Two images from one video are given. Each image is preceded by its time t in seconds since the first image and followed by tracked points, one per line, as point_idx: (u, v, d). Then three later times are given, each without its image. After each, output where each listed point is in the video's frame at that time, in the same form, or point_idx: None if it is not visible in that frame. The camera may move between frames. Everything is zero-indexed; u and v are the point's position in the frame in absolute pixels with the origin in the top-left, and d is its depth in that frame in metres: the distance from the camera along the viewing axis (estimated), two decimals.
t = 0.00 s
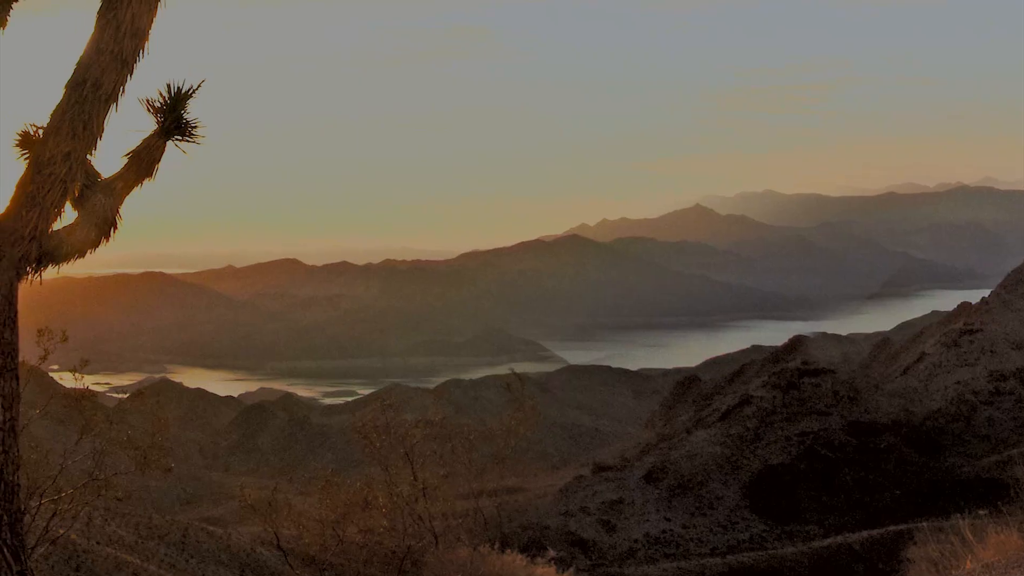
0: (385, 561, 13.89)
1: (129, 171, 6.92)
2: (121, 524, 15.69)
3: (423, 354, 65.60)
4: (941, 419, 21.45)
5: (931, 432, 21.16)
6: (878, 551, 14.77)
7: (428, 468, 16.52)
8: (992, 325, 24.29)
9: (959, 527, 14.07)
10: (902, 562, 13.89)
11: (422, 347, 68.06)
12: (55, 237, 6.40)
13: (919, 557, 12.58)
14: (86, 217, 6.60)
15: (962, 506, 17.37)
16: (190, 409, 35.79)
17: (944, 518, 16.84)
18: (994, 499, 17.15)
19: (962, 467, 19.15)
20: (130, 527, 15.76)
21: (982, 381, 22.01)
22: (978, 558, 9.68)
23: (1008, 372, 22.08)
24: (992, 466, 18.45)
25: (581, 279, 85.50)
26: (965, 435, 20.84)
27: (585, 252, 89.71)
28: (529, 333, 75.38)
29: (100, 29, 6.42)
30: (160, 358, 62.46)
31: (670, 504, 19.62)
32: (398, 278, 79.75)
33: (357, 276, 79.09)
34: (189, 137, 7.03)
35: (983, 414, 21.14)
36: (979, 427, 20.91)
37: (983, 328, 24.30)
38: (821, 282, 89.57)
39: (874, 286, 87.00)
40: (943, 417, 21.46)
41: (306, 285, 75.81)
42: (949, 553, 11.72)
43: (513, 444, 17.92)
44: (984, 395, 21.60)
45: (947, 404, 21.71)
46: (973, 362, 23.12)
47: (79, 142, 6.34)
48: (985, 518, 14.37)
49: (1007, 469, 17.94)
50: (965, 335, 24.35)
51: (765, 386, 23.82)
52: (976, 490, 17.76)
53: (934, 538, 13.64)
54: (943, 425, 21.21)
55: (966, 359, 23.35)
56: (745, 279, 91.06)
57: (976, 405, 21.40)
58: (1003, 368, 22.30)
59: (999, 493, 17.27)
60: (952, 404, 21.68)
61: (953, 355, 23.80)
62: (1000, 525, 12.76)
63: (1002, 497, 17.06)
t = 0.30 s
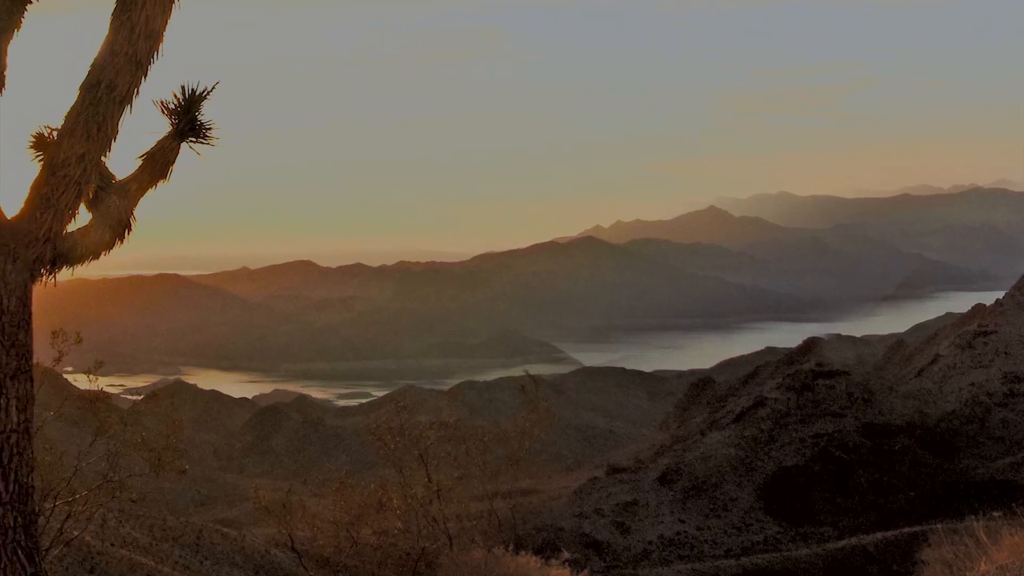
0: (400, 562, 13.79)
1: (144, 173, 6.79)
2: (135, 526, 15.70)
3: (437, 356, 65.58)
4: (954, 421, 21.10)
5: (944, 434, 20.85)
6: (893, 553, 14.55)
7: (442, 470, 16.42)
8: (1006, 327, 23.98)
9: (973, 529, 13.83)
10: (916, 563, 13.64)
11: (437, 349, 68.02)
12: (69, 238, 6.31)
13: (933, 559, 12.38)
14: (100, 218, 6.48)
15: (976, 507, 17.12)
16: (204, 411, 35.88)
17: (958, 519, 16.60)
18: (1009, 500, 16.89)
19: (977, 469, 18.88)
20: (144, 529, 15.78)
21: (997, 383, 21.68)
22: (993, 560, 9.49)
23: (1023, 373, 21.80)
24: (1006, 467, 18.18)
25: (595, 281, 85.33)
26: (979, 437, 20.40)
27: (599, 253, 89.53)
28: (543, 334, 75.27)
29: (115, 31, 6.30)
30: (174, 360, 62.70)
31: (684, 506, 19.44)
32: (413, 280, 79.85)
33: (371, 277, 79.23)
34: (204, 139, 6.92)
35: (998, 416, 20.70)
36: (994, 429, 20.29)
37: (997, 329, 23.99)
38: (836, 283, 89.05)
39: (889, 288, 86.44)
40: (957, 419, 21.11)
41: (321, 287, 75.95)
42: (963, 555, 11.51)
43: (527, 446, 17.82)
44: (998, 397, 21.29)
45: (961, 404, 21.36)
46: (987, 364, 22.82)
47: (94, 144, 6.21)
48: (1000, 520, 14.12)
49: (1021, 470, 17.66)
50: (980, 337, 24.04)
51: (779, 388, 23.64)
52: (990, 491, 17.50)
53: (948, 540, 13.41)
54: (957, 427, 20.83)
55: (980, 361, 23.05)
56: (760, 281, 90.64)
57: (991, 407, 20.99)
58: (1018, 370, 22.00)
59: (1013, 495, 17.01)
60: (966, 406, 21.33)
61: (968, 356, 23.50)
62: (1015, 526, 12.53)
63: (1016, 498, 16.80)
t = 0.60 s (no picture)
0: (414, 563, 13.73)
1: (159, 175, 6.72)
2: (150, 528, 15.72)
3: (451, 358, 65.57)
4: (970, 421, 20.74)
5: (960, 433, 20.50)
6: (907, 554, 14.33)
7: (456, 471, 16.30)
8: (1021, 329, 23.64)
9: (988, 530, 13.61)
10: (930, 565, 13.42)
11: (451, 351, 67.98)
12: (83, 241, 6.25)
13: (948, 560, 12.19)
14: (114, 220, 6.42)
15: (991, 509, 16.87)
16: (218, 413, 35.98)
17: (973, 520, 16.37)
18: None
19: (992, 471, 18.60)
20: (158, 531, 15.79)
21: (1012, 385, 21.35)
22: (1005, 561, 9.34)
23: None
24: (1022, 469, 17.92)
25: (609, 283, 85.19)
26: (994, 438, 19.99)
27: (613, 255, 89.36)
28: (557, 336, 75.15)
29: (128, 32, 6.22)
30: (189, 362, 62.93)
31: (699, 507, 19.28)
32: (427, 282, 79.94)
33: (386, 280, 79.39)
34: (218, 141, 6.84)
35: (1012, 416, 20.32)
36: (1009, 429, 20.03)
37: (1012, 331, 23.66)
38: (850, 285, 88.57)
39: (904, 290, 85.88)
40: (972, 420, 20.74)
41: (335, 289, 76.14)
42: (978, 557, 11.33)
43: (542, 448, 17.72)
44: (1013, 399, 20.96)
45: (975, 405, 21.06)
46: (1002, 365, 22.48)
47: (108, 146, 6.14)
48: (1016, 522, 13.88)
49: None
50: (994, 339, 23.69)
51: (794, 389, 23.44)
52: (1005, 493, 17.25)
53: (963, 541, 13.20)
54: (973, 428, 20.48)
55: (994, 363, 22.71)
56: (774, 283, 90.26)
57: (1005, 407, 20.69)
58: None
59: None
60: (980, 407, 20.97)
61: (982, 358, 23.17)
62: None
63: None
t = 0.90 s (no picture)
0: (429, 566, 13.66)
1: (173, 177, 6.68)
2: (164, 530, 15.73)
3: (465, 360, 65.52)
4: (985, 423, 20.14)
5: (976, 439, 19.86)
6: (921, 557, 14.11)
7: (470, 473, 16.21)
8: None
9: (1002, 533, 13.37)
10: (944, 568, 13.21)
11: (465, 353, 67.89)
12: (98, 243, 6.19)
13: (962, 563, 11.97)
14: (128, 221, 6.36)
15: (1006, 512, 16.61)
16: (232, 415, 36.06)
17: (988, 523, 16.11)
18: None
19: (1008, 473, 18.31)
20: (172, 532, 15.80)
21: None
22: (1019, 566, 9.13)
23: None
24: None
25: (623, 285, 84.93)
26: (1008, 441, 19.50)
27: (627, 257, 89.10)
28: (571, 337, 74.98)
29: (142, 34, 6.16)
30: (203, 364, 63.14)
31: (713, 509, 19.12)
32: (441, 284, 79.97)
33: (400, 281, 79.48)
34: (233, 142, 6.78)
35: None
36: None
37: None
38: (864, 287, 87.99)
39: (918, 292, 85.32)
40: (987, 422, 20.16)
41: (349, 291, 76.30)
42: (992, 559, 11.09)
43: (556, 450, 17.59)
44: None
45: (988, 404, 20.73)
46: (1017, 367, 22.08)
47: (122, 147, 6.09)
48: None
49: None
50: (1009, 340, 23.26)
51: (809, 391, 23.23)
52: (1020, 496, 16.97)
53: (977, 543, 12.96)
54: (987, 431, 19.90)
55: (1009, 364, 22.32)
56: (789, 284, 89.75)
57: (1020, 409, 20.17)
58: None
59: None
60: (995, 410, 20.41)
61: (996, 359, 22.77)
62: None
63: None
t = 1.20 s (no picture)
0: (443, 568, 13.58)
1: (187, 178, 6.65)
2: (179, 532, 15.76)
3: (480, 362, 65.42)
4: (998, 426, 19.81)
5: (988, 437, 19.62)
6: (935, 558, 13.81)
7: (484, 475, 16.11)
8: None
9: (1017, 533, 13.05)
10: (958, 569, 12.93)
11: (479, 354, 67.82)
12: (112, 244, 6.13)
13: (977, 564, 11.74)
14: (142, 223, 6.32)
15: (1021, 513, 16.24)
16: (247, 417, 36.16)
17: (1003, 524, 15.78)
18: None
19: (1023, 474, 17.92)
20: (187, 534, 15.82)
21: None
22: None
23: None
24: None
25: (637, 286, 84.70)
26: None
27: (641, 259, 88.88)
28: (586, 339, 74.84)
29: (156, 35, 6.11)
30: (218, 365, 63.36)
31: (727, 511, 18.94)
32: (455, 285, 79.99)
33: (414, 283, 79.59)
34: (247, 144, 6.73)
35: None
36: None
37: None
38: (879, 288, 87.48)
39: (932, 293, 84.75)
40: (1001, 424, 19.82)
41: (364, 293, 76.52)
42: (1008, 560, 10.86)
43: (570, 451, 17.44)
44: None
45: (1005, 405, 20.38)
46: None
47: (136, 150, 6.04)
48: None
49: None
50: None
51: (823, 393, 23.02)
52: None
53: (991, 545, 12.67)
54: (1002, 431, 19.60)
55: None
56: (804, 286, 89.28)
57: None
58: None
59: None
60: (1009, 412, 20.07)
61: (1011, 362, 22.23)
62: None
63: None
